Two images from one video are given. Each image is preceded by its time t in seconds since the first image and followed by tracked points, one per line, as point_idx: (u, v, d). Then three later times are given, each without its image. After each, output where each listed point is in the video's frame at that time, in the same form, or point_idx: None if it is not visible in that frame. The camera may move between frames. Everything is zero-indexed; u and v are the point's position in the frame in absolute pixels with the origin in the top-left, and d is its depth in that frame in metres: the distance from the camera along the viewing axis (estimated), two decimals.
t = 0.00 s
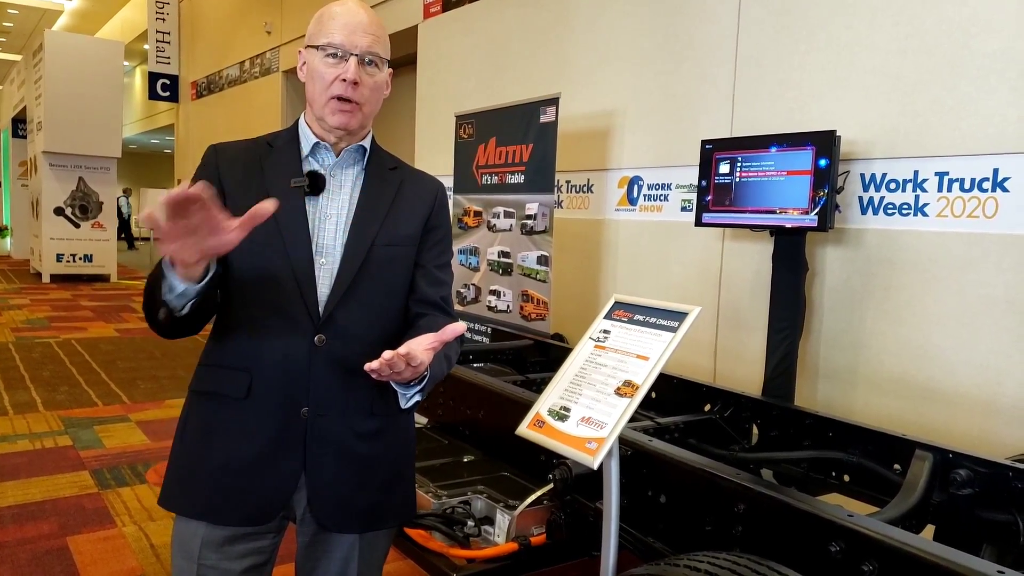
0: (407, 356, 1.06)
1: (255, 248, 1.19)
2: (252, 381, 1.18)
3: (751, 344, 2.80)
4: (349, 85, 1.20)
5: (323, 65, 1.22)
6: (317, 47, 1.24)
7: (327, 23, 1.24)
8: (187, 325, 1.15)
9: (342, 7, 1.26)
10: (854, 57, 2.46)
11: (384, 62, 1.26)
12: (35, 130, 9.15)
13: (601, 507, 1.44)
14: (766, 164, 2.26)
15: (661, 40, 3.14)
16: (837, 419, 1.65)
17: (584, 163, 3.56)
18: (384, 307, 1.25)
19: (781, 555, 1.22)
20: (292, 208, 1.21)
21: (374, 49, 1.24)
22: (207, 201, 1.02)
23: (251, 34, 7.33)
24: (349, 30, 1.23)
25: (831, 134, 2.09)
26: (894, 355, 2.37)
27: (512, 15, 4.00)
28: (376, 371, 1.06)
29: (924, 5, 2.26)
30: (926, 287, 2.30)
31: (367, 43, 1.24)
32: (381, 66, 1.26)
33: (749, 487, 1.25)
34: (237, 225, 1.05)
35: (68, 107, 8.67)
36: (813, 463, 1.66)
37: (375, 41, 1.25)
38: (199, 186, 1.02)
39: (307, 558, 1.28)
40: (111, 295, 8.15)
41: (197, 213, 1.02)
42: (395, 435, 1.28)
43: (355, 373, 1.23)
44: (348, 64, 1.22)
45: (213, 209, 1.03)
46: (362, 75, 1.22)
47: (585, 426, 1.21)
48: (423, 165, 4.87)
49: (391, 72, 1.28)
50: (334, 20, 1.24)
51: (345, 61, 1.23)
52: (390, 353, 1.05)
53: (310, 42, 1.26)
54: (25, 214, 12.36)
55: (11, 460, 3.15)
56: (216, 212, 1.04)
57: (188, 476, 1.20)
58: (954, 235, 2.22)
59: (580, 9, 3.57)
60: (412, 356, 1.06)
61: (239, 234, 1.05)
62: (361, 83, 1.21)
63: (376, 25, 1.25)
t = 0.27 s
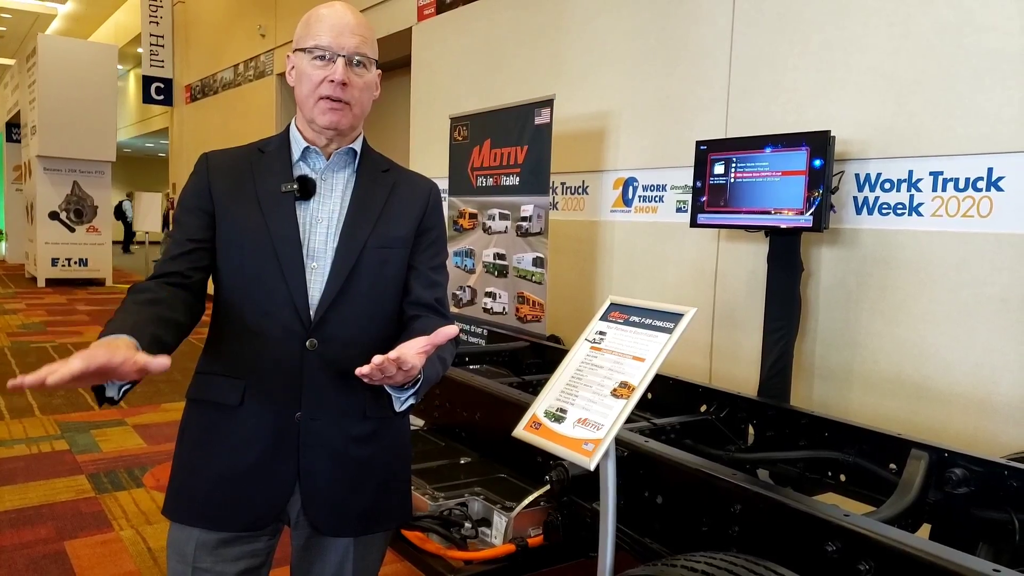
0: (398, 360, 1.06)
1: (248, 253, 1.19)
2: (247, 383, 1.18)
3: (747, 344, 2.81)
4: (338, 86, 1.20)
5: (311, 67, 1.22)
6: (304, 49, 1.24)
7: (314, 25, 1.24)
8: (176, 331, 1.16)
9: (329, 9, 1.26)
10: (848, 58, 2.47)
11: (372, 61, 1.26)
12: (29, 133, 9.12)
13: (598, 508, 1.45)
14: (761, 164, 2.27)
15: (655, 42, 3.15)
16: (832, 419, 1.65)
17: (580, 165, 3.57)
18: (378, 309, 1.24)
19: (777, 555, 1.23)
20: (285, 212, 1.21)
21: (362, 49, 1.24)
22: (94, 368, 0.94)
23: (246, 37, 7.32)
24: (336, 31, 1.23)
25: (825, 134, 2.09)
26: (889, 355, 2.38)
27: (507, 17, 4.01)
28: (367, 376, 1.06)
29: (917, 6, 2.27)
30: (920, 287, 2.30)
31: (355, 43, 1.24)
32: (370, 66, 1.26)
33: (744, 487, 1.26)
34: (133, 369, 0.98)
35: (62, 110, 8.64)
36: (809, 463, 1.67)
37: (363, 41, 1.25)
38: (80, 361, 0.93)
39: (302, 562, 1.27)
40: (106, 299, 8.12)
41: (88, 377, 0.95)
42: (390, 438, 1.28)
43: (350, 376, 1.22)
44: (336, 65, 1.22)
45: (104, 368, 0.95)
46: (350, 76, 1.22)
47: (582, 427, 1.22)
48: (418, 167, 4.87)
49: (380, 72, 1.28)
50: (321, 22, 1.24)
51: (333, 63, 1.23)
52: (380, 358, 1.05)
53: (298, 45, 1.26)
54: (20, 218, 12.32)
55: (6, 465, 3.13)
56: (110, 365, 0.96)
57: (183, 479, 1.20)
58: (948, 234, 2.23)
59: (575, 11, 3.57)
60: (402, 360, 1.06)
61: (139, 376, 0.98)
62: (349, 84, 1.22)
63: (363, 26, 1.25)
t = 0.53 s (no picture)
0: (391, 360, 1.06)
1: (245, 253, 1.19)
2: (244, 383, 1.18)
3: (744, 344, 2.81)
4: (332, 85, 1.20)
5: (306, 67, 1.22)
6: (298, 49, 1.24)
7: (308, 25, 1.24)
8: (175, 333, 1.16)
9: (323, 8, 1.26)
10: (846, 59, 2.47)
11: (366, 60, 1.26)
12: (27, 133, 9.10)
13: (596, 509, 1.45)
14: (759, 165, 2.27)
15: (654, 42, 3.15)
16: (830, 419, 1.66)
17: (578, 165, 3.57)
18: (375, 309, 1.24)
19: (775, 555, 1.23)
20: (281, 212, 1.21)
21: (356, 48, 1.24)
22: (93, 383, 0.93)
23: (245, 37, 7.31)
24: (330, 30, 1.23)
25: (824, 135, 2.10)
26: (887, 356, 2.38)
27: (505, 17, 4.01)
28: (361, 376, 1.05)
29: (915, 7, 2.28)
30: (918, 287, 2.31)
31: (349, 42, 1.23)
32: (364, 64, 1.26)
33: (742, 487, 1.26)
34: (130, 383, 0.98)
35: (60, 109, 8.63)
36: (807, 464, 1.67)
37: (357, 39, 1.24)
38: (77, 376, 0.92)
39: (299, 562, 1.27)
40: (104, 298, 8.11)
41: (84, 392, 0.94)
42: (388, 438, 1.28)
43: (348, 376, 1.22)
44: (330, 64, 1.22)
45: (102, 384, 0.95)
46: (345, 74, 1.22)
47: (580, 427, 1.22)
48: (417, 167, 4.87)
49: (375, 70, 1.28)
50: (314, 22, 1.24)
51: (328, 62, 1.23)
52: (374, 357, 1.04)
53: (293, 45, 1.26)
54: (18, 217, 12.30)
55: (4, 464, 3.13)
56: (107, 383, 0.95)
57: (180, 479, 1.19)
58: (946, 235, 2.24)
59: (573, 11, 3.57)
60: (396, 359, 1.06)
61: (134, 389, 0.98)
62: (344, 83, 1.21)
63: (357, 24, 1.24)
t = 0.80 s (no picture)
0: (391, 364, 1.06)
1: (244, 257, 1.19)
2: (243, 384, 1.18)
3: (742, 347, 2.81)
4: (331, 91, 1.21)
5: (304, 72, 1.22)
6: (297, 54, 1.25)
7: (306, 30, 1.25)
8: (180, 335, 1.17)
9: (320, 13, 1.26)
10: (843, 63, 2.48)
11: (364, 64, 1.26)
12: (25, 135, 9.10)
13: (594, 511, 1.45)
14: (756, 168, 2.28)
15: (652, 46, 3.16)
16: (827, 422, 1.66)
17: (576, 168, 3.58)
18: (373, 311, 1.25)
19: (772, 558, 1.23)
20: (281, 215, 1.21)
21: (354, 53, 1.25)
22: (117, 376, 0.95)
23: (243, 40, 7.32)
24: (328, 36, 1.23)
25: (821, 139, 2.10)
26: (884, 359, 2.39)
27: (504, 20, 4.02)
28: (362, 380, 1.05)
29: (911, 11, 2.29)
30: (915, 291, 2.32)
31: (347, 47, 1.24)
32: (363, 69, 1.27)
33: (740, 490, 1.26)
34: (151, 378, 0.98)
35: (58, 112, 8.63)
36: (805, 466, 1.67)
37: (354, 44, 1.25)
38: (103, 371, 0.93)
39: (297, 565, 1.27)
40: (102, 301, 8.10)
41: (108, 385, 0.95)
42: (386, 440, 1.28)
43: (347, 378, 1.23)
44: (329, 70, 1.22)
45: (126, 377, 0.96)
46: (344, 80, 1.22)
47: (578, 430, 1.22)
48: (415, 170, 4.88)
49: (373, 75, 1.29)
50: (312, 27, 1.24)
51: (326, 67, 1.23)
52: (374, 362, 1.04)
53: (291, 50, 1.26)
54: (15, 219, 12.28)
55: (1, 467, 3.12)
56: (132, 375, 0.96)
57: (179, 482, 1.19)
58: (943, 239, 2.24)
59: (571, 14, 3.58)
60: (396, 364, 1.06)
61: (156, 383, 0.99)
62: (343, 88, 1.22)
63: (354, 29, 1.25)
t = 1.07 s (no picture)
0: (392, 365, 1.06)
1: (242, 260, 1.19)
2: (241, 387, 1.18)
3: (739, 349, 2.82)
4: (330, 94, 1.21)
5: (303, 75, 1.23)
6: (296, 57, 1.25)
7: (305, 33, 1.25)
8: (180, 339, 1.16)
9: (320, 16, 1.27)
10: (839, 65, 2.49)
11: (363, 68, 1.27)
12: (21, 138, 9.08)
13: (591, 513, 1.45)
14: (753, 170, 2.28)
15: (648, 49, 3.17)
16: (824, 423, 1.66)
17: (573, 171, 3.58)
18: (371, 314, 1.25)
19: (769, 559, 1.23)
20: (278, 218, 1.21)
21: (353, 56, 1.25)
22: (114, 348, 0.96)
23: (240, 42, 7.32)
24: (328, 39, 1.24)
25: (817, 141, 2.11)
26: (880, 360, 2.40)
27: (500, 23, 4.02)
28: (362, 382, 1.05)
29: (907, 14, 2.30)
30: (911, 292, 2.32)
31: (346, 51, 1.25)
32: (361, 72, 1.27)
33: (736, 491, 1.26)
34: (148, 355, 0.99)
35: (54, 115, 8.62)
36: (802, 468, 1.68)
37: (354, 48, 1.26)
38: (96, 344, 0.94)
39: (295, 568, 1.27)
40: (98, 304, 8.09)
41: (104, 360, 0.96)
42: (384, 443, 1.28)
43: (344, 381, 1.23)
44: (328, 72, 1.22)
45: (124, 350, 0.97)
46: (343, 83, 1.23)
47: (575, 432, 1.22)
48: (412, 172, 4.88)
49: (371, 79, 1.29)
50: (312, 30, 1.25)
51: (325, 70, 1.24)
52: (374, 363, 1.04)
53: (290, 53, 1.27)
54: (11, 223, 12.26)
55: None
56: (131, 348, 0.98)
57: (177, 485, 1.19)
58: (939, 240, 2.25)
59: (568, 17, 3.59)
60: (396, 364, 1.06)
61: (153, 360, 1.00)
62: (342, 92, 1.22)
63: (353, 32, 1.26)
